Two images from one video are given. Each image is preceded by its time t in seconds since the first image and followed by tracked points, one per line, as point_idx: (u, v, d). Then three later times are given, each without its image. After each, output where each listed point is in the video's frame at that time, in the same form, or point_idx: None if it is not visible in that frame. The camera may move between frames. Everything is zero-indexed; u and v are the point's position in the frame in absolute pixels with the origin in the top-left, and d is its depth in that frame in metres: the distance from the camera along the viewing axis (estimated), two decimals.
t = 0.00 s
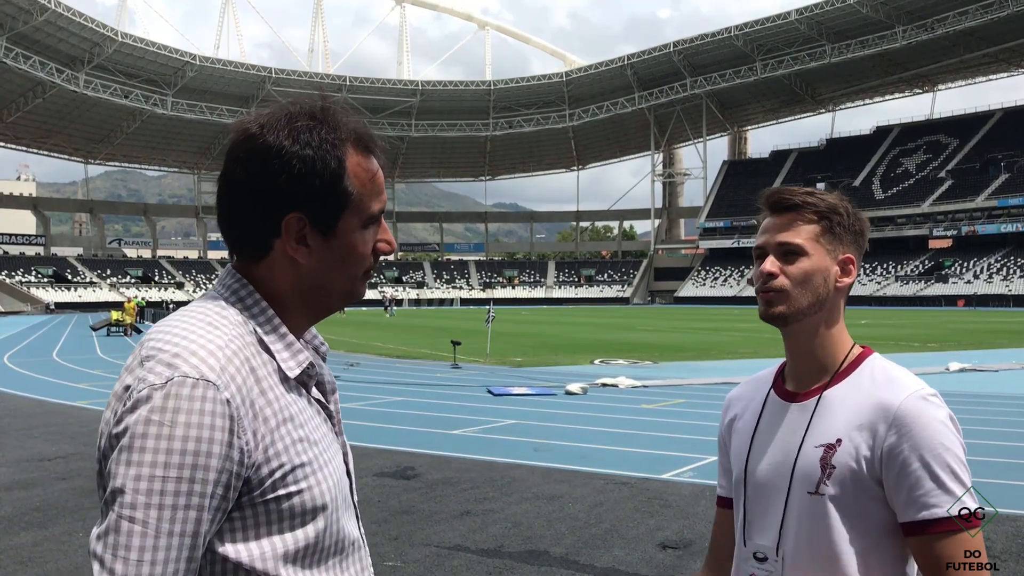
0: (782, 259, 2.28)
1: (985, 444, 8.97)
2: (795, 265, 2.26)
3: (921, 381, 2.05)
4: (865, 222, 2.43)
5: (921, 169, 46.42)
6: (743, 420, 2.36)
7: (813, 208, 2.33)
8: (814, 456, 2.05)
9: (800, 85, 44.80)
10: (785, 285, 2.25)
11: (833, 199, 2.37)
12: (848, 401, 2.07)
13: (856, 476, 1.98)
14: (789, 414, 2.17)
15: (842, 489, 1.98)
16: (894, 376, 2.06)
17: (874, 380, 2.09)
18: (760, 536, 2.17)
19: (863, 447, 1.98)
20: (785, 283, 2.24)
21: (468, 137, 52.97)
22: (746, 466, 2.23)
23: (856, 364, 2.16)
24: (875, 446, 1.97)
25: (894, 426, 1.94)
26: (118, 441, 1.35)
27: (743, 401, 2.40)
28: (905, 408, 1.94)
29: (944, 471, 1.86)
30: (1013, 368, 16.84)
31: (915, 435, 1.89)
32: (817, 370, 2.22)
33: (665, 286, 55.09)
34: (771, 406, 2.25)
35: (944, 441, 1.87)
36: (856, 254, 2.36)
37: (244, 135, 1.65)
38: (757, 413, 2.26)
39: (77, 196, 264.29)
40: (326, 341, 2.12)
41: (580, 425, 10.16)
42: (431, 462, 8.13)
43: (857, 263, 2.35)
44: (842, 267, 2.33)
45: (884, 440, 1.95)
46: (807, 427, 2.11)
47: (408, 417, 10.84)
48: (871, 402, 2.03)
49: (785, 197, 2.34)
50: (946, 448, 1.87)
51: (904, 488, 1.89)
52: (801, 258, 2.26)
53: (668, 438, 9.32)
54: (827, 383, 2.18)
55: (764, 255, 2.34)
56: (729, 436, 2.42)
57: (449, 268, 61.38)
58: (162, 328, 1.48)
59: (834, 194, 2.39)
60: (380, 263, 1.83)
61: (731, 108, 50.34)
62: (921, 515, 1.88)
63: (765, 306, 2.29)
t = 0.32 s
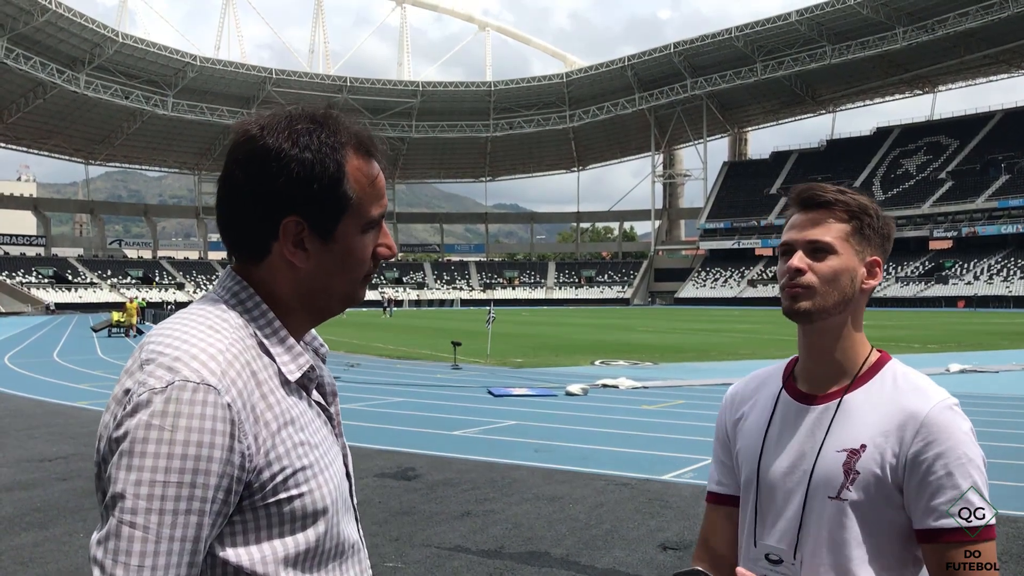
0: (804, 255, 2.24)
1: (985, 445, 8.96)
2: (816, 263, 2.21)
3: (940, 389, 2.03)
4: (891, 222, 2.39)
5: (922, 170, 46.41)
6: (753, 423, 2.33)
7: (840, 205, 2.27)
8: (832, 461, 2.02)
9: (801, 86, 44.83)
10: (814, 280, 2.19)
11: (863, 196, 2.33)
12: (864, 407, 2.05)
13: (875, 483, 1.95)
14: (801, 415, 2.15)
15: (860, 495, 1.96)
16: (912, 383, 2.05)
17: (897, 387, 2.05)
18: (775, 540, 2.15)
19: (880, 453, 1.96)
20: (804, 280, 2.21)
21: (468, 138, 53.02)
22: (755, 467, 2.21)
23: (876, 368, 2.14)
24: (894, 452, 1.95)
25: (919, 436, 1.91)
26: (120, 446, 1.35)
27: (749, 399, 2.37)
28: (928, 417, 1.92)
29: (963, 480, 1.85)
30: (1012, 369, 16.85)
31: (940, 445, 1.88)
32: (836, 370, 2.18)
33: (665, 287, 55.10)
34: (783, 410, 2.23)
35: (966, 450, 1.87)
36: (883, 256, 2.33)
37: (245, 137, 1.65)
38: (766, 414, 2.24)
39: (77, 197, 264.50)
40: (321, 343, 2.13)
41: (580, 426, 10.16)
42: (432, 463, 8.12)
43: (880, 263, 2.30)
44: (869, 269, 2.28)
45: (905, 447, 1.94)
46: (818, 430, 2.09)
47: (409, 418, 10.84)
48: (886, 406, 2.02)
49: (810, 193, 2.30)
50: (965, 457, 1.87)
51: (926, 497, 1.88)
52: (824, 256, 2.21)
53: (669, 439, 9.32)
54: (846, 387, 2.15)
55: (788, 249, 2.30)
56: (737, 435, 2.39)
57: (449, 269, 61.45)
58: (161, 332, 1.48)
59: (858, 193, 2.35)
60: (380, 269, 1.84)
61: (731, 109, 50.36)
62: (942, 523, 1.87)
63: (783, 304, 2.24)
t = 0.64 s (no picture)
0: (809, 257, 2.22)
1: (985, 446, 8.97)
2: (820, 264, 2.19)
3: (952, 392, 2.02)
4: (903, 220, 2.35)
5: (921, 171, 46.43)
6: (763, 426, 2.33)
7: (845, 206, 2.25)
8: (842, 467, 2.02)
9: (800, 88, 44.86)
10: (821, 276, 2.17)
11: (870, 196, 2.30)
12: (874, 411, 2.04)
13: (887, 488, 1.94)
14: (811, 417, 2.14)
15: (871, 500, 1.96)
16: (926, 386, 2.03)
17: (908, 391, 2.04)
18: (786, 543, 2.15)
19: (890, 459, 1.96)
20: (807, 282, 2.19)
21: (468, 139, 53.07)
22: (766, 470, 2.21)
23: (887, 371, 2.13)
24: (905, 457, 1.94)
25: (932, 444, 1.90)
26: (124, 450, 1.35)
27: (759, 400, 2.37)
28: (942, 423, 1.90)
29: (974, 488, 1.85)
30: (1012, 369, 16.86)
31: (953, 451, 1.87)
32: (846, 373, 2.17)
33: (665, 288, 55.09)
34: (794, 412, 2.23)
35: (982, 458, 1.86)
36: (894, 256, 2.30)
37: (243, 136, 1.66)
38: (776, 417, 2.23)
39: (77, 198, 264.55)
40: (320, 343, 2.14)
41: (580, 427, 10.17)
42: (433, 464, 8.12)
43: (889, 263, 2.26)
44: (880, 268, 2.25)
45: (918, 453, 1.93)
46: (828, 435, 2.08)
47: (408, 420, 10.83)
48: (897, 410, 2.01)
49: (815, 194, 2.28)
50: (978, 464, 1.86)
51: (936, 504, 1.88)
52: (828, 255, 2.19)
53: (669, 440, 9.33)
54: (857, 390, 2.14)
55: (793, 251, 2.28)
56: (747, 436, 2.38)
57: (449, 270, 61.49)
58: (164, 334, 1.48)
59: (865, 191, 2.32)
60: (378, 273, 1.85)
61: (730, 110, 50.38)
62: (953, 530, 1.87)
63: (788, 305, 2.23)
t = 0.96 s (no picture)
0: (816, 262, 2.21)
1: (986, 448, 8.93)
2: (826, 268, 2.18)
3: (960, 389, 1.96)
4: (915, 218, 2.31)
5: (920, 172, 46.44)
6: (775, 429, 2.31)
7: (852, 209, 2.23)
8: (844, 467, 2.00)
9: (799, 89, 44.90)
10: (812, 284, 2.18)
11: (877, 195, 2.27)
12: (879, 412, 2.01)
13: (886, 486, 1.91)
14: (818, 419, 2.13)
15: (870, 500, 1.93)
16: (931, 384, 1.98)
17: (912, 389, 2.00)
18: (793, 543, 2.15)
19: (889, 459, 1.93)
20: (813, 285, 2.18)
21: (467, 140, 53.09)
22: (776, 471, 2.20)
23: (897, 371, 2.09)
24: (904, 456, 1.91)
25: (929, 443, 1.85)
26: (123, 454, 1.34)
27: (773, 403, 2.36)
28: (941, 420, 1.85)
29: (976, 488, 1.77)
30: (1012, 370, 16.85)
31: (953, 449, 1.81)
32: (854, 375, 2.16)
33: (665, 289, 55.09)
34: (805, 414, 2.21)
35: (988, 452, 1.79)
36: (901, 254, 2.23)
37: (250, 141, 1.67)
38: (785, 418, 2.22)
39: (77, 200, 264.52)
40: (322, 348, 2.14)
41: (578, 429, 10.15)
42: (432, 465, 8.11)
43: (899, 262, 2.22)
44: (880, 266, 2.19)
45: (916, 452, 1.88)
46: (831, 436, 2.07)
47: (409, 421, 10.82)
48: (898, 409, 1.98)
49: (822, 198, 2.27)
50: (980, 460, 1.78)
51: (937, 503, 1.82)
52: (834, 260, 2.18)
53: (668, 442, 9.31)
54: (864, 393, 2.12)
55: (802, 254, 2.27)
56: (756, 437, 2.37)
57: (449, 271, 61.49)
58: (163, 337, 1.48)
59: (873, 192, 2.29)
60: (382, 278, 1.83)
61: (730, 111, 50.40)
62: (959, 530, 1.79)
63: (795, 308, 2.22)
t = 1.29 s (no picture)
0: (813, 268, 2.21)
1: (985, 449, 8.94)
2: (823, 274, 2.18)
3: (954, 389, 1.91)
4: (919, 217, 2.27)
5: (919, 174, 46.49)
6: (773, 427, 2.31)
7: (848, 212, 2.20)
8: (834, 468, 2.01)
9: (799, 91, 44.92)
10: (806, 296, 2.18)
11: (875, 196, 2.24)
12: (867, 411, 1.99)
13: (873, 487, 1.88)
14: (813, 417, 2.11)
15: (852, 500, 1.92)
16: (919, 382, 1.93)
17: (899, 388, 1.96)
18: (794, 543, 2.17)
19: (872, 458, 1.90)
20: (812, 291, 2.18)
21: (466, 143, 53.14)
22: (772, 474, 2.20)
23: (888, 370, 2.07)
24: (881, 456, 1.88)
25: (905, 441, 1.79)
26: (127, 457, 1.34)
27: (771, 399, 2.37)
28: (913, 420, 1.79)
29: (953, 487, 1.69)
30: (1011, 372, 16.86)
31: (921, 447, 1.74)
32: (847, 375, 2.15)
33: (664, 291, 55.12)
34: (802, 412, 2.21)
35: (956, 452, 1.69)
36: (894, 249, 2.17)
37: (254, 146, 1.67)
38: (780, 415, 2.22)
39: (76, 203, 264.49)
40: (329, 352, 2.15)
41: (579, 431, 10.14)
42: (432, 468, 8.10)
43: (892, 258, 2.15)
44: (871, 266, 2.14)
45: (892, 450, 1.84)
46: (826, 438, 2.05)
47: (409, 424, 10.81)
48: (883, 409, 1.95)
49: (821, 203, 2.26)
50: (957, 458, 1.70)
51: (912, 504, 1.75)
52: (831, 266, 2.18)
53: (668, 444, 9.31)
54: (864, 393, 2.09)
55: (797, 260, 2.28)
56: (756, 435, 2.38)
57: (448, 274, 61.54)
58: (168, 340, 1.49)
59: (871, 192, 2.26)
60: (387, 282, 1.83)
61: (729, 113, 50.45)
62: (934, 533, 1.71)
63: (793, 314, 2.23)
